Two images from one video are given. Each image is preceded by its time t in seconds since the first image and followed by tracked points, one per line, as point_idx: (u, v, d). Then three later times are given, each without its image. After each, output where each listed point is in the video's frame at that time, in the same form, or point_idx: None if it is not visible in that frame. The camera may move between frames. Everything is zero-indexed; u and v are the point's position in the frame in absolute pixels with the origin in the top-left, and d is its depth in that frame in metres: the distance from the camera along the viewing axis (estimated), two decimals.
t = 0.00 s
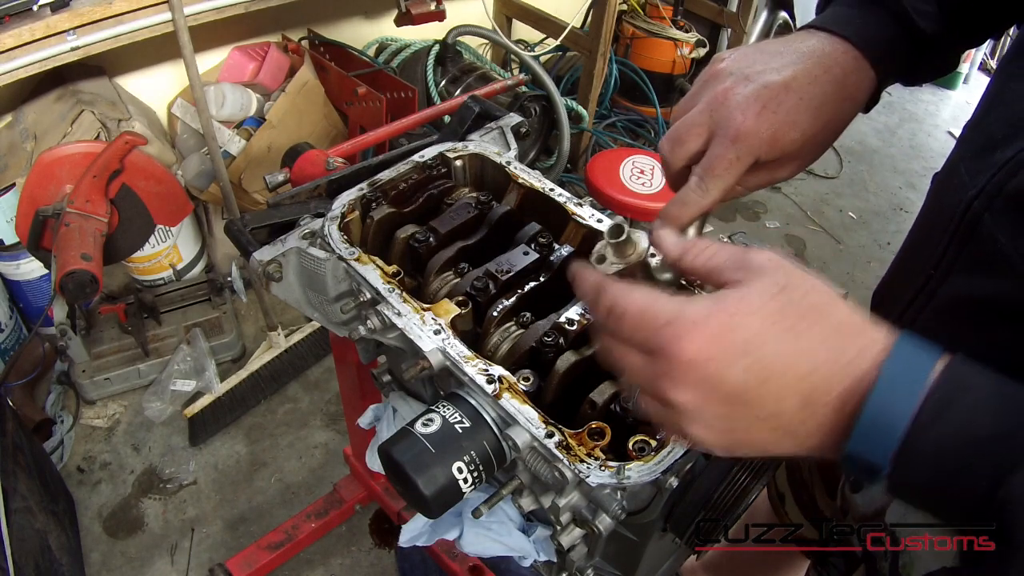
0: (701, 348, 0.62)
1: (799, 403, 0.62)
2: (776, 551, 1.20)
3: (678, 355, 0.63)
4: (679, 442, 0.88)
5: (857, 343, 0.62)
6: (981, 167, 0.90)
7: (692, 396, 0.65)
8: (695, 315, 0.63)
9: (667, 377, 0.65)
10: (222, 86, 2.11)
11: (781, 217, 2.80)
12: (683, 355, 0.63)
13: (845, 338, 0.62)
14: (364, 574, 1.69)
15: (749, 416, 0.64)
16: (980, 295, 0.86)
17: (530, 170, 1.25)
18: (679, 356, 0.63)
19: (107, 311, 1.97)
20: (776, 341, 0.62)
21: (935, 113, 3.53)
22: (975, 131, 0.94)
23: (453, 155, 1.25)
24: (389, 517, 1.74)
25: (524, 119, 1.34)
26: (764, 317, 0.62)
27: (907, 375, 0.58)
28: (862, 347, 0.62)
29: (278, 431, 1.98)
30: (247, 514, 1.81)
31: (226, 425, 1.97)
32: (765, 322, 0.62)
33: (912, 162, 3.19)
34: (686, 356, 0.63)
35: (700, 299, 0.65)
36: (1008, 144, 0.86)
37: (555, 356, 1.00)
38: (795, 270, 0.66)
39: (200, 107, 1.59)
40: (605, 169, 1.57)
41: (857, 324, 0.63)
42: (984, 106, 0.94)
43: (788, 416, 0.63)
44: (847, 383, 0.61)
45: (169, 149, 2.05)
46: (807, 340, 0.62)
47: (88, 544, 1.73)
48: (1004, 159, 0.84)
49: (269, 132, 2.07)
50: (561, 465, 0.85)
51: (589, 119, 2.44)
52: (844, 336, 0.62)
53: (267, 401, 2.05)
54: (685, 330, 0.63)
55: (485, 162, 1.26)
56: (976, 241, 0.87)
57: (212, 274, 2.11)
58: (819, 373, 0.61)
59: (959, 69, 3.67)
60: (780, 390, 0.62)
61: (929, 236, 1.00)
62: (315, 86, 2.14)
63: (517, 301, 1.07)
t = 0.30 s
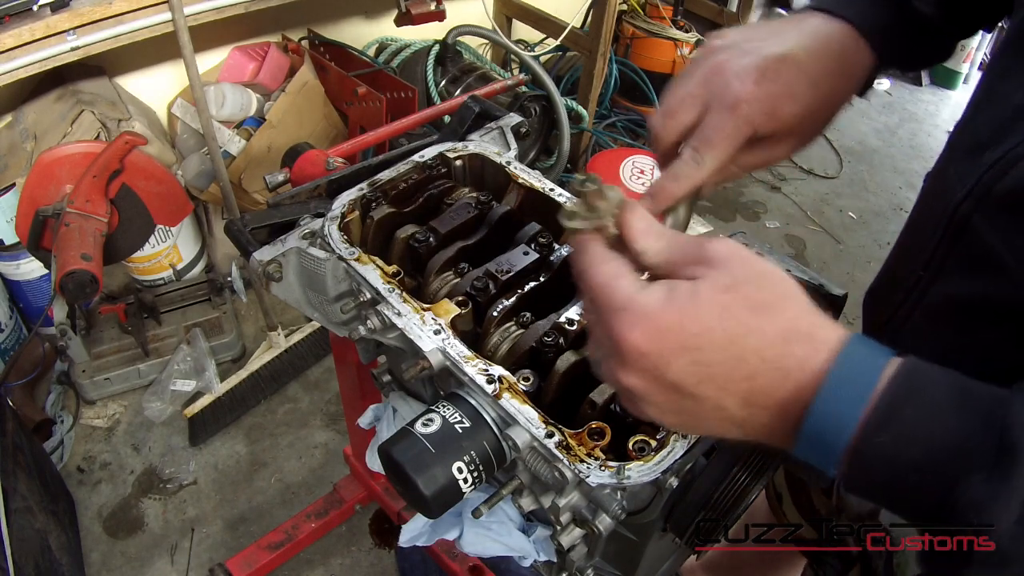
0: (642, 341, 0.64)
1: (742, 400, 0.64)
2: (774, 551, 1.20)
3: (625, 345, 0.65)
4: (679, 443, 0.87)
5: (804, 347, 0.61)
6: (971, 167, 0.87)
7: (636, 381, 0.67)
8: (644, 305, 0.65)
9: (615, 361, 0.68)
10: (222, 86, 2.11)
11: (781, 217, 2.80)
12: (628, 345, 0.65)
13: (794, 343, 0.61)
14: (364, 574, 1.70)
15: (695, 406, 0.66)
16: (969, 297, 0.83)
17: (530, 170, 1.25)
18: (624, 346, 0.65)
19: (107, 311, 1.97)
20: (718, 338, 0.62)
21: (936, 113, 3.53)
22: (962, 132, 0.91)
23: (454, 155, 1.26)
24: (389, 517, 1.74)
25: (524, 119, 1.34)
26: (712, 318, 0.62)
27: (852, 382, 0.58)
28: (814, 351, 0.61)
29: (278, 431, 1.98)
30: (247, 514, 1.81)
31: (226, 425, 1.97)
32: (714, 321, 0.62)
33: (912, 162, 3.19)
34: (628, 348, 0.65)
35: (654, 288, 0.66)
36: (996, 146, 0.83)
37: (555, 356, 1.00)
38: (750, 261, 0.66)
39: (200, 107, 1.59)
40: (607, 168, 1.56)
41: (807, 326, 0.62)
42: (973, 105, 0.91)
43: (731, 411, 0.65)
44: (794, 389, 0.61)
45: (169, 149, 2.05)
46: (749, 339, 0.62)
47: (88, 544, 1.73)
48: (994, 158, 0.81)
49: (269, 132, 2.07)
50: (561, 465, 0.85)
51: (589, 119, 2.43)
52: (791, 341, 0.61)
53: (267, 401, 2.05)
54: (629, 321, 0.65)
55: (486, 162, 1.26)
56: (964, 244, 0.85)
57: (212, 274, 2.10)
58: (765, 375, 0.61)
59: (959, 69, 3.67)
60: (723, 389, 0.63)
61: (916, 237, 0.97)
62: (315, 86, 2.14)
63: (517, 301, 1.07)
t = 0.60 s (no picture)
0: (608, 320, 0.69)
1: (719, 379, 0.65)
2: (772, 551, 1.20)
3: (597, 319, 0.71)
4: (679, 443, 0.88)
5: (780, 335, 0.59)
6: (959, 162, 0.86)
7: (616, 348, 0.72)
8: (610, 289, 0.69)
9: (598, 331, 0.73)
10: (222, 86, 2.11)
11: (781, 217, 2.80)
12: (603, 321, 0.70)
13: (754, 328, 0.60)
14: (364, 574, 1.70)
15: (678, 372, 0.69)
16: (958, 292, 0.83)
17: (530, 171, 1.25)
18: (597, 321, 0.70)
19: (107, 311, 1.97)
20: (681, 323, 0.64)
21: (936, 113, 3.53)
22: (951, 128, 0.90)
23: (453, 155, 1.25)
24: (389, 517, 1.74)
25: (524, 119, 1.34)
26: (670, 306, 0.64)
27: (829, 374, 0.56)
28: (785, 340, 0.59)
29: (278, 431, 1.98)
30: (247, 514, 1.81)
31: (226, 425, 1.97)
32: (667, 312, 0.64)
33: (912, 162, 3.19)
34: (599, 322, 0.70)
35: (607, 270, 0.68)
36: (983, 141, 0.83)
37: (555, 356, 1.00)
38: (717, 230, 0.63)
39: (200, 107, 1.59)
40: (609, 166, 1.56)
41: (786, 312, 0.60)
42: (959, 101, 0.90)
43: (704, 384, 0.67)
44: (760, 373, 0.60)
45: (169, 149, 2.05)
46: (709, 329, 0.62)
47: (88, 544, 1.73)
48: (981, 154, 0.81)
49: (269, 132, 2.07)
50: (561, 465, 0.85)
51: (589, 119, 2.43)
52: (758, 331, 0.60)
53: (267, 401, 2.05)
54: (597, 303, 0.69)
55: (486, 162, 1.27)
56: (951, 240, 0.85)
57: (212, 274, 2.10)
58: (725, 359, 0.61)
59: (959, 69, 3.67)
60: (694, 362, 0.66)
61: (904, 235, 0.98)
62: (315, 86, 2.14)
63: (517, 301, 1.07)
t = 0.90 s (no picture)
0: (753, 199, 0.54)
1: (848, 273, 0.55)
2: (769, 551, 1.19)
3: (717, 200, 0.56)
4: (679, 443, 0.88)
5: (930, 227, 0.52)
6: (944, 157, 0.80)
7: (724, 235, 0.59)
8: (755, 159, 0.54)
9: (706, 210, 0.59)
10: (222, 86, 2.11)
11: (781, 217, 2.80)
12: (729, 199, 0.55)
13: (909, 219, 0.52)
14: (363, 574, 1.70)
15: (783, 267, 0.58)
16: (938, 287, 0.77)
17: (530, 170, 1.25)
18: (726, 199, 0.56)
19: (107, 311, 1.97)
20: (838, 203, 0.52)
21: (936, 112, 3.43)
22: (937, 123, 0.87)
23: (453, 155, 1.25)
24: (389, 517, 1.74)
25: (524, 119, 1.34)
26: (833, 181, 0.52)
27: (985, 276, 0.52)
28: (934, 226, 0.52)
29: (278, 431, 1.98)
30: (247, 514, 1.81)
31: (226, 425, 1.97)
32: (828, 187, 0.52)
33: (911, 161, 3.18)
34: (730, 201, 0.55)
35: (765, 136, 0.54)
36: (968, 134, 0.77)
37: (555, 356, 1.00)
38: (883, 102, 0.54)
39: (200, 107, 1.59)
40: (608, 167, 1.56)
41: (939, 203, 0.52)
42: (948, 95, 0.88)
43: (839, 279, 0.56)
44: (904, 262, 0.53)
45: (169, 149, 2.05)
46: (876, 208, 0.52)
47: (88, 544, 1.73)
48: (967, 146, 0.76)
49: (269, 132, 2.07)
50: (561, 465, 0.85)
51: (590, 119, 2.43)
52: (913, 218, 0.52)
53: (267, 401, 2.05)
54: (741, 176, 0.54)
55: (486, 162, 1.26)
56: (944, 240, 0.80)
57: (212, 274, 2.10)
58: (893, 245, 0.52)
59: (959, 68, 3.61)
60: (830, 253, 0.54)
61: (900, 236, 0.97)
62: (315, 86, 2.14)
63: (517, 301, 1.07)
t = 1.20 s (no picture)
0: (652, 177, 0.57)
1: (754, 234, 0.57)
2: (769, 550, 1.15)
3: (621, 191, 0.58)
4: (679, 443, 0.88)
5: (816, 166, 0.57)
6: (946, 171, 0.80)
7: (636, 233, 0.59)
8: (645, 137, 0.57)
9: (609, 210, 0.60)
10: (222, 86, 2.11)
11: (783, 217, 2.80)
12: (626, 179, 0.57)
13: (795, 162, 0.57)
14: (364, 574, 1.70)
15: (693, 248, 0.59)
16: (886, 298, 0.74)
17: (530, 171, 1.25)
18: (628, 184, 0.57)
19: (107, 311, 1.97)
20: (728, 166, 0.56)
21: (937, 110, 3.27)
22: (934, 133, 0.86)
23: (454, 155, 1.26)
24: (388, 517, 1.74)
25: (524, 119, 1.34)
26: (716, 142, 0.57)
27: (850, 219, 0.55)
28: (819, 168, 0.57)
29: (278, 431, 1.98)
30: (247, 514, 1.81)
31: (226, 425, 1.97)
32: (707, 152, 0.56)
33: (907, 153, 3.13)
34: (634, 185, 0.57)
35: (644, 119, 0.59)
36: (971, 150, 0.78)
37: (555, 356, 1.00)
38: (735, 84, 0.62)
39: (200, 107, 1.59)
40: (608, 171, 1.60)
41: (810, 145, 0.58)
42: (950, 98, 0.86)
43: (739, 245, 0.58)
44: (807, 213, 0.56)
45: (169, 149, 2.05)
46: (764, 164, 0.56)
47: (88, 544, 1.73)
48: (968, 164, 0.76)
49: (269, 132, 2.07)
50: (561, 465, 0.85)
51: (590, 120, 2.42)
52: (801, 160, 0.57)
53: (267, 401, 2.05)
54: (637, 156, 0.57)
55: (486, 162, 1.26)
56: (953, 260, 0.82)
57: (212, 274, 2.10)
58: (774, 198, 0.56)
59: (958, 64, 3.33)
60: (738, 222, 0.57)
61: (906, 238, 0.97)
62: (315, 85, 2.14)
63: (517, 301, 1.07)
